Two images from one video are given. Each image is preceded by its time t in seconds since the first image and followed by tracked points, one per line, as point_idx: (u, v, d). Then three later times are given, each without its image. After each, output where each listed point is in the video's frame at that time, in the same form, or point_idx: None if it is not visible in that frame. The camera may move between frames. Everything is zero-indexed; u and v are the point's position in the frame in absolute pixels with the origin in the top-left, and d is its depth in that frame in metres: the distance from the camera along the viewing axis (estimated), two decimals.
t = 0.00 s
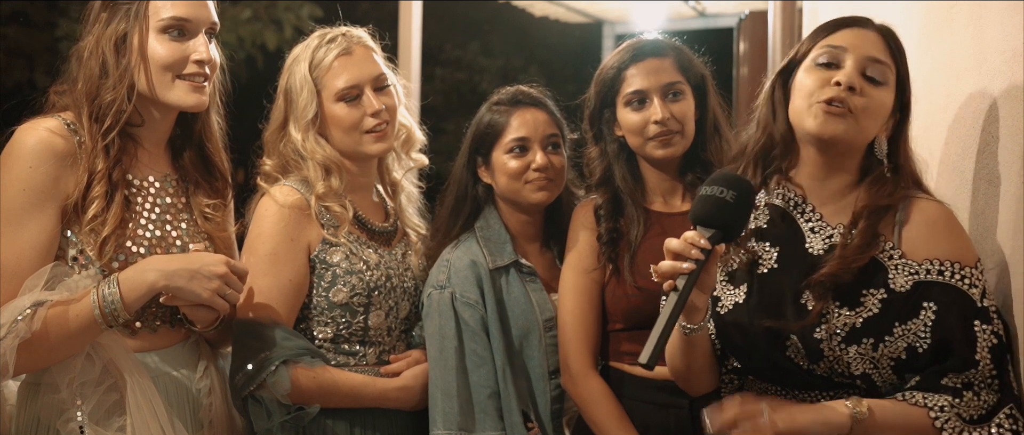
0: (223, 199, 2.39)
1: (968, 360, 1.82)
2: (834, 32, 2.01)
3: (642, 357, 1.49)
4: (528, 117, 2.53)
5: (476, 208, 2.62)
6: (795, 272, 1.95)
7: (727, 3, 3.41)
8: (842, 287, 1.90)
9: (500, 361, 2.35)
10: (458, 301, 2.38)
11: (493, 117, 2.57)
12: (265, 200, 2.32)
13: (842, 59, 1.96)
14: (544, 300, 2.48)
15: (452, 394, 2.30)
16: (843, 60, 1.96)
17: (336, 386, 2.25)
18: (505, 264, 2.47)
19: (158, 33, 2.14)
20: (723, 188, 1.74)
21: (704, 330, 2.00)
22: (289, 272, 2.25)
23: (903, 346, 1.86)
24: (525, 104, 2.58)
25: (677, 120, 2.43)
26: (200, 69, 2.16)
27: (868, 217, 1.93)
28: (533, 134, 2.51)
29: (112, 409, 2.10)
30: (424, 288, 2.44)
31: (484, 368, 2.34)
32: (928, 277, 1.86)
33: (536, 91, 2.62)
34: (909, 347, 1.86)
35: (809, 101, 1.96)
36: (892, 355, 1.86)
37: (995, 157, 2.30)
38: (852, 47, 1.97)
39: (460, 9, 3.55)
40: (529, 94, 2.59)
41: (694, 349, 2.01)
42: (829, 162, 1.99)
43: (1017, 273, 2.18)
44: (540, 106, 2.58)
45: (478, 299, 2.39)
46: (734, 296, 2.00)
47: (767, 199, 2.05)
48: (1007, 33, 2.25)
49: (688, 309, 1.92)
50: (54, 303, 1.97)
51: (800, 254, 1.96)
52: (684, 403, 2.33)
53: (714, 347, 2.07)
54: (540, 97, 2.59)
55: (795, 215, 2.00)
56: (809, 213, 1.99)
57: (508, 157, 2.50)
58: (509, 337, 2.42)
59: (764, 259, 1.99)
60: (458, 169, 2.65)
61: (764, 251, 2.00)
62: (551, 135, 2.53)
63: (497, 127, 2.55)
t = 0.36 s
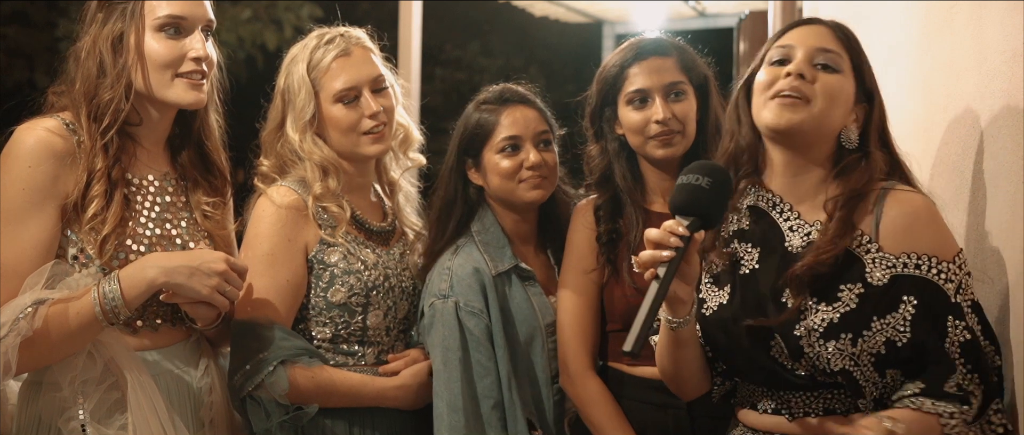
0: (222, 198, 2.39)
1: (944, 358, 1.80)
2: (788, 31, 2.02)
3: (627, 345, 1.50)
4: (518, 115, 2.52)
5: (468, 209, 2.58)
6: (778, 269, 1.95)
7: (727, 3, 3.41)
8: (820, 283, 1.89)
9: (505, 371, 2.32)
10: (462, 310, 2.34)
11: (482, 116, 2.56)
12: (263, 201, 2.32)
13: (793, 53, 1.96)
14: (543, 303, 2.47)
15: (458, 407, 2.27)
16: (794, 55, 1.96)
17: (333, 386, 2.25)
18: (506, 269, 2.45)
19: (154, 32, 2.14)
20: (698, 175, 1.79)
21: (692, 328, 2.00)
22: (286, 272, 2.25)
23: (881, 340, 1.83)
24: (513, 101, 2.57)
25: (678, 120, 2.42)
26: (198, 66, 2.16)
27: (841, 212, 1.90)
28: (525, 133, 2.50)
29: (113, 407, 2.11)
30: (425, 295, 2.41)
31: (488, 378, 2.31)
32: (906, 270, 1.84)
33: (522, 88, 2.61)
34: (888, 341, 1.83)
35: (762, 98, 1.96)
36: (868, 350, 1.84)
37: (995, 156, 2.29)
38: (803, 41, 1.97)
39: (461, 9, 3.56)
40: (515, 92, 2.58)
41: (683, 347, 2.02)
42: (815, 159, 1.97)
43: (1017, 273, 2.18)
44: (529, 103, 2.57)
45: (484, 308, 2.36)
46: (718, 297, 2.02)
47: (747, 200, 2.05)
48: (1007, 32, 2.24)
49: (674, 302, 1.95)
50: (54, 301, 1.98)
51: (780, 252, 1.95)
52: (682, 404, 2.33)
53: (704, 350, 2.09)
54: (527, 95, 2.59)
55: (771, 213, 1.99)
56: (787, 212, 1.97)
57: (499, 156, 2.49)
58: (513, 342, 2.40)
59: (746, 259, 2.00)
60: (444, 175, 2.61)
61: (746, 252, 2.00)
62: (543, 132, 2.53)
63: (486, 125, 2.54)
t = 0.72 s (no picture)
0: (219, 199, 2.39)
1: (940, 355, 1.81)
2: (779, 29, 1.99)
3: (620, 331, 1.50)
4: (507, 115, 2.51)
5: (461, 212, 2.57)
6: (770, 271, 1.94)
7: (727, 3, 3.40)
8: (817, 282, 1.88)
9: (498, 375, 2.32)
10: (455, 315, 2.34)
11: (471, 117, 2.55)
12: (260, 201, 2.32)
13: (785, 53, 1.93)
14: (538, 306, 2.47)
15: (449, 413, 2.26)
16: (787, 55, 1.92)
17: (331, 387, 2.25)
18: (500, 272, 2.45)
19: (149, 32, 2.14)
20: (698, 164, 1.79)
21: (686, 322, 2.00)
22: (284, 273, 2.25)
23: (882, 338, 1.83)
24: (502, 102, 2.56)
25: (676, 119, 2.41)
26: (193, 67, 2.16)
27: (835, 212, 1.89)
28: (515, 133, 2.50)
29: (111, 406, 2.11)
30: (418, 299, 2.40)
31: (481, 382, 2.31)
32: (902, 267, 1.83)
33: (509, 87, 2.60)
34: (887, 340, 1.83)
35: (753, 100, 1.94)
36: (870, 349, 1.83)
37: (996, 156, 2.29)
38: (795, 40, 1.93)
39: (461, 9, 3.56)
40: (503, 92, 2.57)
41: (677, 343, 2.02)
42: (813, 161, 1.96)
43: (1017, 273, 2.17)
44: (516, 102, 2.56)
45: (476, 313, 2.35)
46: (717, 296, 2.00)
47: (740, 199, 2.04)
48: (1008, 33, 2.24)
49: (669, 294, 1.93)
50: (50, 301, 1.98)
51: (775, 253, 1.94)
52: (681, 404, 2.33)
53: (699, 350, 2.08)
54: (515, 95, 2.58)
55: (766, 212, 1.98)
56: (782, 211, 1.96)
57: (491, 158, 2.49)
58: (507, 346, 2.40)
59: (742, 259, 1.99)
60: (434, 179, 2.61)
61: (742, 250, 1.99)
62: (533, 131, 2.53)
63: (475, 126, 2.54)
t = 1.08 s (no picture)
0: (215, 199, 2.40)
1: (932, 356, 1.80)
2: (775, 31, 1.96)
3: (613, 339, 1.50)
4: (499, 115, 2.51)
5: (458, 211, 2.58)
6: (766, 271, 1.94)
7: (727, 3, 3.36)
8: (813, 284, 1.88)
9: (496, 376, 2.32)
10: (452, 316, 2.34)
11: (465, 118, 2.55)
12: (257, 202, 2.32)
13: (784, 60, 1.91)
14: (537, 307, 2.46)
15: (448, 414, 2.26)
16: (786, 63, 1.90)
17: (328, 387, 2.25)
18: (497, 274, 2.45)
19: (144, 34, 2.15)
20: (694, 171, 1.78)
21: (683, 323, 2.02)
22: (282, 274, 2.25)
23: (875, 339, 1.82)
24: (494, 103, 2.56)
25: (675, 118, 2.41)
26: (188, 68, 2.17)
27: (834, 213, 1.89)
28: (507, 133, 2.49)
29: (108, 407, 2.12)
30: (415, 300, 2.40)
31: (478, 383, 2.31)
32: (899, 268, 1.82)
33: (500, 87, 2.61)
34: (881, 340, 1.82)
35: (752, 109, 1.92)
36: (864, 350, 1.83)
37: (996, 156, 2.28)
38: (793, 45, 1.91)
39: (461, 9, 3.57)
40: (496, 93, 2.58)
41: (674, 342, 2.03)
42: (812, 161, 1.96)
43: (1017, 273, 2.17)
44: (509, 103, 2.56)
45: (473, 313, 2.35)
46: (713, 295, 2.00)
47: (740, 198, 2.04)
48: (1008, 33, 2.23)
49: (665, 298, 1.96)
50: (45, 303, 1.99)
51: (773, 253, 1.94)
52: (679, 404, 2.32)
53: (698, 348, 2.08)
54: (505, 94, 2.58)
55: (767, 214, 1.98)
56: (780, 211, 1.96)
57: (483, 159, 2.49)
58: (506, 347, 2.39)
59: (740, 258, 1.98)
60: (432, 178, 2.61)
61: (741, 249, 1.99)
62: (526, 131, 2.53)
63: (468, 128, 2.54)
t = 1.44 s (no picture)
0: (212, 197, 2.40)
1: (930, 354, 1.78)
2: (759, 35, 1.96)
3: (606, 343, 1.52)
4: (496, 116, 2.51)
5: (456, 212, 2.58)
6: (766, 268, 1.94)
7: (727, 3, 3.39)
8: (811, 282, 1.88)
9: (496, 373, 2.32)
10: (452, 313, 2.34)
11: (461, 117, 2.55)
12: (257, 201, 2.32)
13: (767, 63, 1.91)
14: (537, 303, 2.46)
15: (448, 411, 2.26)
16: (770, 66, 1.90)
17: (327, 387, 2.25)
18: (496, 270, 2.45)
19: (137, 33, 2.15)
20: (686, 174, 1.78)
21: (682, 325, 2.04)
22: (282, 272, 2.25)
23: (871, 337, 1.81)
24: (492, 102, 2.56)
25: (676, 118, 2.41)
26: (181, 67, 2.17)
27: (831, 211, 1.89)
28: (502, 135, 2.49)
29: (106, 406, 2.11)
30: (416, 298, 2.40)
31: (479, 380, 2.31)
32: (896, 266, 1.81)
33: (499, 88, 2.61)
34: (878, 338, 1.81)
35: (742, 115, 1.92)
36: (859, 348, 1.82)
37: (996, 156, 2.28)
38: (775, 47, 1.91)
39: (460, 9, 3.57)
40: (494, 92, 2.58)
41: (674, 345, 2.06)
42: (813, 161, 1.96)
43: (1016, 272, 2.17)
44: (507, 103, 2.57)
45: (473, 310, 2.35)
46: (712, 294, 2.00)
47: (741, 198, 2.04)
48: (1007, 33, 2.23)
49: (662, 298, 1.98)
50: (43, 302, 1.99)
51: (773, 252, 1.94)
52: (680, 405, 2.33)
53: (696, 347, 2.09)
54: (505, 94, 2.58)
55: (766, 214, 1.98)
56: (779, 211, 1.97)
57: (479, 160, 2.49)
58: (506, 346, 2.39)
59: (739, 259, 1.98)
60: (432, 177, 2.61)
61: (740, 249, 1.99)
62: (522, 132, 2.52)
63: (464, 127, 2.53)
